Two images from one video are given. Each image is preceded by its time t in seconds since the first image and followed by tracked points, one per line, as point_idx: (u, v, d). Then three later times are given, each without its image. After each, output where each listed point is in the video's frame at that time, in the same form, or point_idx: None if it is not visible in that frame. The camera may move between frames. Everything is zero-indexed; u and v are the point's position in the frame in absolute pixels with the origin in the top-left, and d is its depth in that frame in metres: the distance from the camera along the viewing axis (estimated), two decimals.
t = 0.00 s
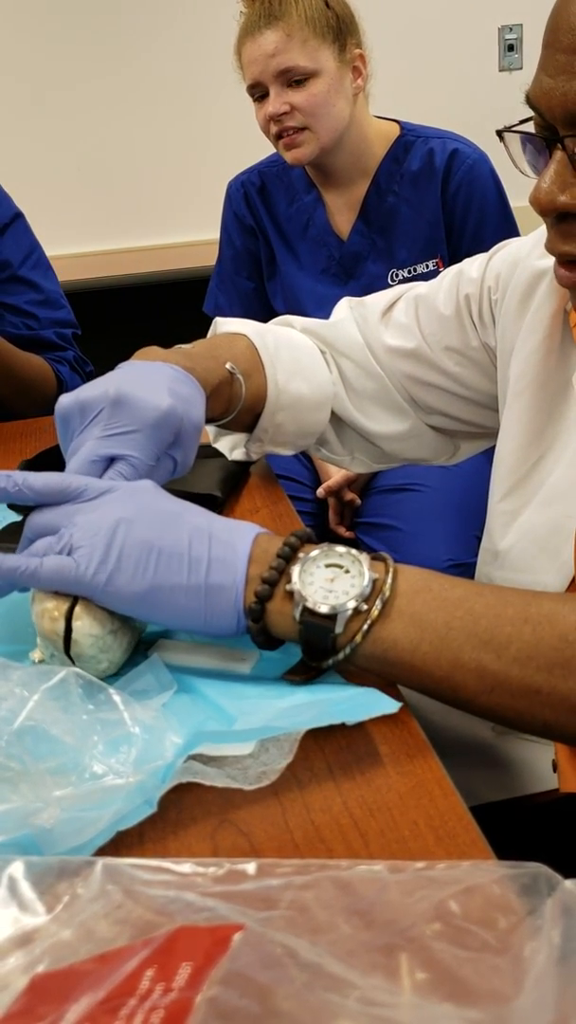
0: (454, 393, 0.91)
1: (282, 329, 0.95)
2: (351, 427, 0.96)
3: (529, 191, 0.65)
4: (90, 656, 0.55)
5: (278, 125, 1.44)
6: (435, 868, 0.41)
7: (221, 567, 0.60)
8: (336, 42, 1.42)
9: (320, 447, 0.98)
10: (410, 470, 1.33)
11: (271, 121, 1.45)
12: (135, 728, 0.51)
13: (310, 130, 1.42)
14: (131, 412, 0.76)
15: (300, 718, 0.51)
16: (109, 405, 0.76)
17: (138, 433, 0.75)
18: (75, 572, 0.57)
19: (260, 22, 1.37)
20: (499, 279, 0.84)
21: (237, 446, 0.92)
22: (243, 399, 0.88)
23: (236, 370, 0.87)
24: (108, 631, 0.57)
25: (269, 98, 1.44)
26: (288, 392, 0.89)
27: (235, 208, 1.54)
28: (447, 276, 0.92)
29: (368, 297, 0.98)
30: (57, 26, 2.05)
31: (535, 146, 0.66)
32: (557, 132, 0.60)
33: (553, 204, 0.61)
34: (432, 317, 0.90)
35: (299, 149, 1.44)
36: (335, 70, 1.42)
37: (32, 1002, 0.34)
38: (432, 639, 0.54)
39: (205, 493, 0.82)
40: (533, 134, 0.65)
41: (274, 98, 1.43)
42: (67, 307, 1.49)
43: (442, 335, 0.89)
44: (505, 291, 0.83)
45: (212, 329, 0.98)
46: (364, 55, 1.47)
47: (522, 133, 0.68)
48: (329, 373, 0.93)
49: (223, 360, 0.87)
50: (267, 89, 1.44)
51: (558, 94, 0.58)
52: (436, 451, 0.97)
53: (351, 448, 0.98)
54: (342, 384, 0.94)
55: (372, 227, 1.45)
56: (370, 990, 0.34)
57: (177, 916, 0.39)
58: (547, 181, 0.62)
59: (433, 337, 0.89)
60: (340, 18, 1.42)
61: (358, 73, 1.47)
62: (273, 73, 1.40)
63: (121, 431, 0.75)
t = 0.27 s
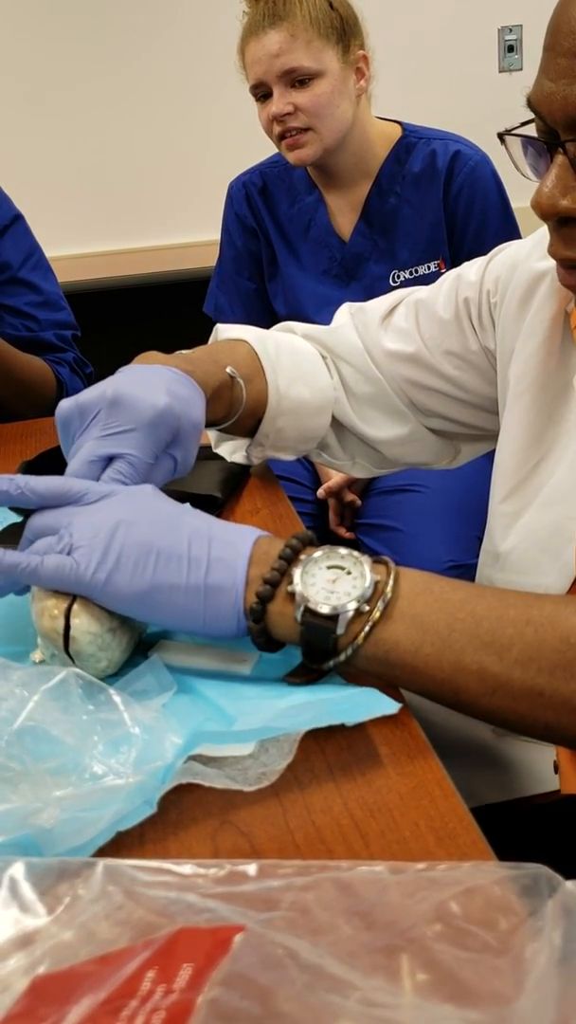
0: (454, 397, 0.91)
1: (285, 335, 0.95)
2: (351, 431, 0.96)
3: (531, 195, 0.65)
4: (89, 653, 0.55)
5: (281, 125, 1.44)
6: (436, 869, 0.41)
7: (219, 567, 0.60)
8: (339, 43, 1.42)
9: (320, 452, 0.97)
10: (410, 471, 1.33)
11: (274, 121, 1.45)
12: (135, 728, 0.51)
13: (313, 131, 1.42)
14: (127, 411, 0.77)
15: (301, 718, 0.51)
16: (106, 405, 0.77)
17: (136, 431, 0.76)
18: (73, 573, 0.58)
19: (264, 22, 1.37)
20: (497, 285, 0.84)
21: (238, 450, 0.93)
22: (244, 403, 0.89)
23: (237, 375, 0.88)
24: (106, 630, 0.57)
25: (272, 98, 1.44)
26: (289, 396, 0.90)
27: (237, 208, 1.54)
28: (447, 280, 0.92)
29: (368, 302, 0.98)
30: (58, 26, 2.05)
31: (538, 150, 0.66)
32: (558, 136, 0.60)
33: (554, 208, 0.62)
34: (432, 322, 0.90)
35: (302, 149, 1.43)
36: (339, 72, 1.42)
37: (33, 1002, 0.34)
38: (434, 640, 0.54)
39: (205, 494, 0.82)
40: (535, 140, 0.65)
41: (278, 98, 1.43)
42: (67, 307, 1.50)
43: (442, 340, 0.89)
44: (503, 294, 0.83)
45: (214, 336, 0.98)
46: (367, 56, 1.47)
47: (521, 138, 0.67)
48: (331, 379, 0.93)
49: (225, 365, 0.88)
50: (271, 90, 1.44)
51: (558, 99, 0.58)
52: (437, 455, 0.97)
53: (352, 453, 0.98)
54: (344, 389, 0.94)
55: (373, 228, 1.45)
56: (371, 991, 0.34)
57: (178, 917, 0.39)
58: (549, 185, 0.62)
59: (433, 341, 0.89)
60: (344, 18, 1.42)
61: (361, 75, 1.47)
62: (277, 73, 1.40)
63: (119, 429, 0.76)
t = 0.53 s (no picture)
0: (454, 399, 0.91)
1: (285, 339, 0.95)
2: (353, 435, 0.96)
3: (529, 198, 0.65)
4: (89, 655, 0.55)
5: (283, 124, 1.44)
6: (436, 868, 0.41)
7: (218, 569, 0.60)
8: (342, 43, 1.41)
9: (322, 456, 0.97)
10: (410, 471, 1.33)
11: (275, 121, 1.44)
12: (135, 728, 0.51)
13: (315, 130, 1.42)
14: (129, 409, 0.77)
15: (299, 718, 0.51)
16: (108, 405, 0.78)
17: (137, 431, 0.76)
18: (71, 572, 0.58)
19: (267, 22, 1.37)
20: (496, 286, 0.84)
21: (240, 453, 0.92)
22: (246, 407, 0.89)
23: (240, 378, 0.88)
24: (104, 631, 0.57)
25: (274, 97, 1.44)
26: (291, 401, 0.90)
27: (237, 208, 1.54)
28: (446, 283, 0.92)
29: (367, 306, 0.98)
30: (58, 27, 2.05)
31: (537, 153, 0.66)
32: (556, 138, 0.60)
33: (553, 211, 0.62)
34: (431, 325, 0.90)
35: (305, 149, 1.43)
36: (341, 71, 1.42)
37: (33, 1002, 0.34)
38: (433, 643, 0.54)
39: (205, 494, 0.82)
40: (534, 143, 0.65)
41: (279, 97, 1.42)
42: (67, 307, 1.50)
43: (442, 342, 0.89)
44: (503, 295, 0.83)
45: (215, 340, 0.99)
46: (368, 56, 1.46)
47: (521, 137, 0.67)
48: (333, 382, 0.93)
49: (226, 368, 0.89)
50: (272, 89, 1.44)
51: (556, 101, 0.58)
52: (438, 456, 0.97)
53: (354, 456, 0.98)
54: (344, 393, 0.94)
55: (373, 228, 1.45)
56: (370, 990, 0.34)
57: (178, 917, 0.39)
58: (548, 187, 0.62)
59: (432, 344, 0.89)
60: (346, 18, 1.41)
61: (362, 75, 1.47)
62: (279, 72, 1.40)
63: (120, 429, 0.76)
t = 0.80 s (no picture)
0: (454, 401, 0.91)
1: (285, 343, 0.95)
2: (354, 439, 0.96)
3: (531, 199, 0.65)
4: (89, 656, 0.56)
5: (288, 122, 1.43)
6: (435, 869, 0.41)
7: (217, 571, 0.60)
8: (348, 43, 1.42)
9: (323, 458, 0.97)
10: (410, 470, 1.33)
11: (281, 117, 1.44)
12: (135, 728, 0.51)
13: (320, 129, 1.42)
14: (129, 414, 0.78)
15: (298, 719, 0.51)
16: (108, 409, 0.78)
17: (137, 433, 0.76)
18: (69, 573, 0.58)
19: (275, 19, 1.37)
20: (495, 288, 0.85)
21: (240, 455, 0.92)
22: (247, 410, 0.89)
23: (241, 382, 0.89)
24: (103, 632, 0.57)
25: (280, 93, 1.43)
26: (290, 404, 0.90)
27: (236, 208, 1.54)
28: (445, 286, 0.92)
29: (366, 308, 0.98)
30: (58, 26, 2.05)
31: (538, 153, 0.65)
32: (558, 140, 0.60)
33: (556, 213, 0.62)
34: (430, 328, 0.90)
35: (309, 147, 1.43)
36: (348, 71, 1.43)
37: (32, 1002, 0.34)
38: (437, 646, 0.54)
39: (205, 493, 0.82)
40: (535, 145, 0.65)
41: (287, 93, 1.42)
42: (67, 307, 1.50)
43: (440, 344, 0.89)
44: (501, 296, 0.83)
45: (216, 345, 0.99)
46: (372, 56, 1.47)
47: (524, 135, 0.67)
48: (333, 385, 0.93)
49: (227, 371, 0.89)
50: (279, 85, 1.43)
51: (558, 103, 0.58)
52: (439, 459, 0.97)
53: (354, 459, 0.98)
54: (345, 397, 0.94)
55: (374, 228, 1.46)
56: (370, 990, 0.34)
57: (178, 916, 0.39)
58: (550, 189, 0.62)
59: (431, 347, 0.90)
60: (352, 18, 1.42)
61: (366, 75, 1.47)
62: (287, 68, 1.39)
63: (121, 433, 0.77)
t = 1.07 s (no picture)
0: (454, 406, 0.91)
1: (289, 352, 0.95)
2: (357, 448, 0.96)
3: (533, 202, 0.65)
4: (88, 656, 0.55)
5: (293, 119, 1.42)
6: (436, 869, 0.41)
7: (218, 574, 0.60)
8: (355, 42, 1.42)
9: (325, 465, 0.98)
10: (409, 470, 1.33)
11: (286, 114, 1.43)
12: (134, 727, 0.51)
13: (325, 128, 1.41)
14: (134, 417, 0.79)
15: (298, 719, 0.52)
16: (113, 413, 0.80)
17: (142, 434, 0.78)
18: (70, 573, 0.58)
19: (283, 14, 1.37)
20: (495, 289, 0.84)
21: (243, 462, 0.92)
22: (253, 417, 0.89)
23: (246, 390, 0.89)
24: (103, 632, 0.57)
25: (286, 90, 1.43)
26: (295, 413, 0.90)
27: (237, 208, 1.53)
28: (444, 292, 0.92)
29: (367, 316, 0.98)
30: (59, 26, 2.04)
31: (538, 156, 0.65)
32: (560, 143, 0.60)
33: (557, 217, 0.62)
34: (428, 335, 0.90)
35: (313, 144, 1.42)
36: (354, 70, 1.42)
37: (33, 1002, 0.34)
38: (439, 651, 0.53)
39: (204, 493, 0.82)
40: (538, 148, 0.65)
41: (292, 90, 1.41)
42: (68, 307, 1.50)
43: (439, 350, 0.89)
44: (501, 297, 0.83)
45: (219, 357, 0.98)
46: (377, 58, 1.47)
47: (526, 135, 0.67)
48: (336, 391, 0.94)
49: (232, 382, 0.89)
50: (285, 82, 1.43)
51: (560, 106, 0.58)
52: (439, 464, 0.96)
53: (356, 467, 0.98)
54: (347, 404, 0.94)
55: (375, 228, 1.45)
56: (371, 991, 0.34)
57: (178, 917, 0.39)
58: (552, 193, 0.62)
59: (430, 353, 0.89)
60: (359, 18, 1.43)
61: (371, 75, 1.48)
62: (293, 65, 1.39)
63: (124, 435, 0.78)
